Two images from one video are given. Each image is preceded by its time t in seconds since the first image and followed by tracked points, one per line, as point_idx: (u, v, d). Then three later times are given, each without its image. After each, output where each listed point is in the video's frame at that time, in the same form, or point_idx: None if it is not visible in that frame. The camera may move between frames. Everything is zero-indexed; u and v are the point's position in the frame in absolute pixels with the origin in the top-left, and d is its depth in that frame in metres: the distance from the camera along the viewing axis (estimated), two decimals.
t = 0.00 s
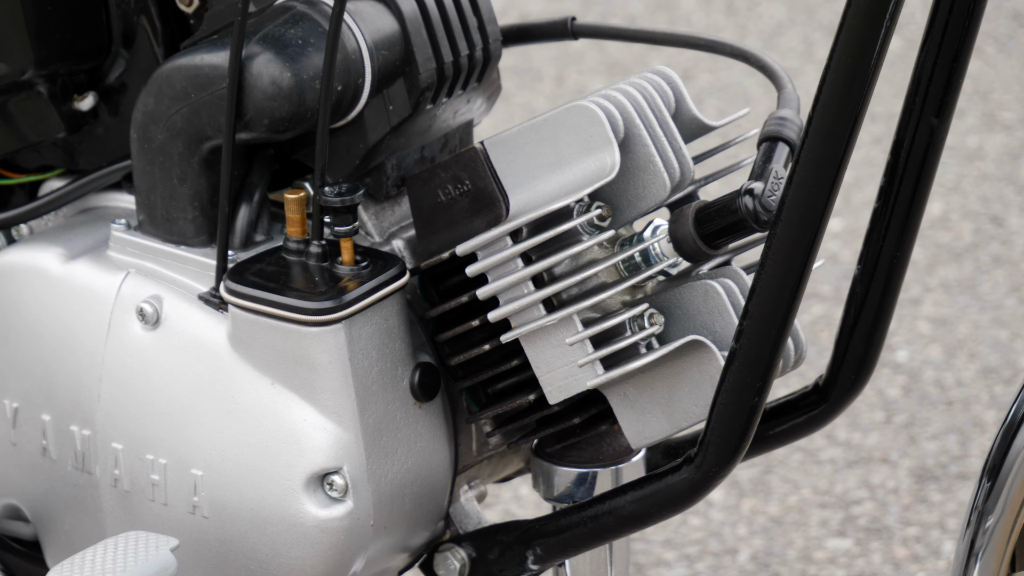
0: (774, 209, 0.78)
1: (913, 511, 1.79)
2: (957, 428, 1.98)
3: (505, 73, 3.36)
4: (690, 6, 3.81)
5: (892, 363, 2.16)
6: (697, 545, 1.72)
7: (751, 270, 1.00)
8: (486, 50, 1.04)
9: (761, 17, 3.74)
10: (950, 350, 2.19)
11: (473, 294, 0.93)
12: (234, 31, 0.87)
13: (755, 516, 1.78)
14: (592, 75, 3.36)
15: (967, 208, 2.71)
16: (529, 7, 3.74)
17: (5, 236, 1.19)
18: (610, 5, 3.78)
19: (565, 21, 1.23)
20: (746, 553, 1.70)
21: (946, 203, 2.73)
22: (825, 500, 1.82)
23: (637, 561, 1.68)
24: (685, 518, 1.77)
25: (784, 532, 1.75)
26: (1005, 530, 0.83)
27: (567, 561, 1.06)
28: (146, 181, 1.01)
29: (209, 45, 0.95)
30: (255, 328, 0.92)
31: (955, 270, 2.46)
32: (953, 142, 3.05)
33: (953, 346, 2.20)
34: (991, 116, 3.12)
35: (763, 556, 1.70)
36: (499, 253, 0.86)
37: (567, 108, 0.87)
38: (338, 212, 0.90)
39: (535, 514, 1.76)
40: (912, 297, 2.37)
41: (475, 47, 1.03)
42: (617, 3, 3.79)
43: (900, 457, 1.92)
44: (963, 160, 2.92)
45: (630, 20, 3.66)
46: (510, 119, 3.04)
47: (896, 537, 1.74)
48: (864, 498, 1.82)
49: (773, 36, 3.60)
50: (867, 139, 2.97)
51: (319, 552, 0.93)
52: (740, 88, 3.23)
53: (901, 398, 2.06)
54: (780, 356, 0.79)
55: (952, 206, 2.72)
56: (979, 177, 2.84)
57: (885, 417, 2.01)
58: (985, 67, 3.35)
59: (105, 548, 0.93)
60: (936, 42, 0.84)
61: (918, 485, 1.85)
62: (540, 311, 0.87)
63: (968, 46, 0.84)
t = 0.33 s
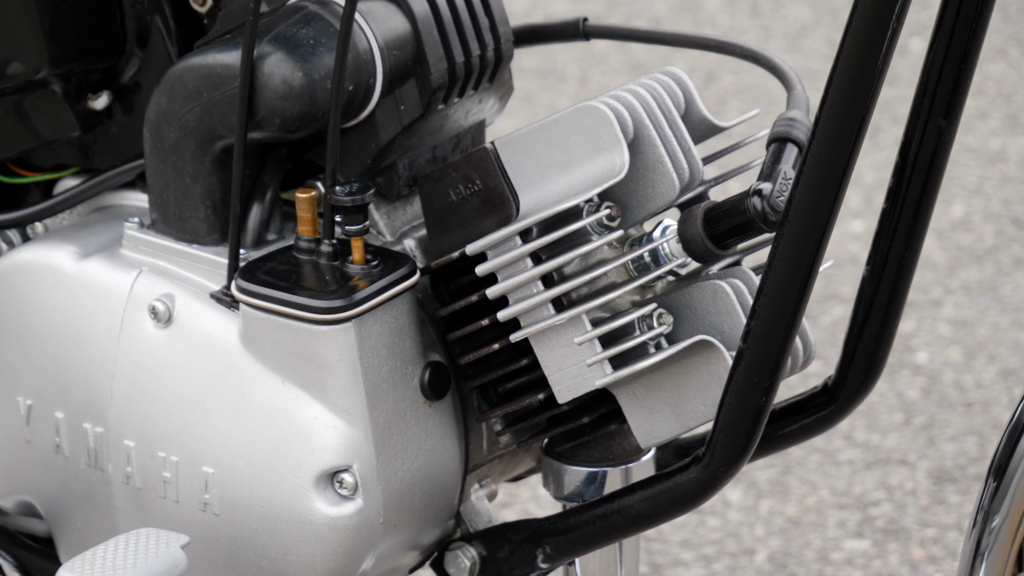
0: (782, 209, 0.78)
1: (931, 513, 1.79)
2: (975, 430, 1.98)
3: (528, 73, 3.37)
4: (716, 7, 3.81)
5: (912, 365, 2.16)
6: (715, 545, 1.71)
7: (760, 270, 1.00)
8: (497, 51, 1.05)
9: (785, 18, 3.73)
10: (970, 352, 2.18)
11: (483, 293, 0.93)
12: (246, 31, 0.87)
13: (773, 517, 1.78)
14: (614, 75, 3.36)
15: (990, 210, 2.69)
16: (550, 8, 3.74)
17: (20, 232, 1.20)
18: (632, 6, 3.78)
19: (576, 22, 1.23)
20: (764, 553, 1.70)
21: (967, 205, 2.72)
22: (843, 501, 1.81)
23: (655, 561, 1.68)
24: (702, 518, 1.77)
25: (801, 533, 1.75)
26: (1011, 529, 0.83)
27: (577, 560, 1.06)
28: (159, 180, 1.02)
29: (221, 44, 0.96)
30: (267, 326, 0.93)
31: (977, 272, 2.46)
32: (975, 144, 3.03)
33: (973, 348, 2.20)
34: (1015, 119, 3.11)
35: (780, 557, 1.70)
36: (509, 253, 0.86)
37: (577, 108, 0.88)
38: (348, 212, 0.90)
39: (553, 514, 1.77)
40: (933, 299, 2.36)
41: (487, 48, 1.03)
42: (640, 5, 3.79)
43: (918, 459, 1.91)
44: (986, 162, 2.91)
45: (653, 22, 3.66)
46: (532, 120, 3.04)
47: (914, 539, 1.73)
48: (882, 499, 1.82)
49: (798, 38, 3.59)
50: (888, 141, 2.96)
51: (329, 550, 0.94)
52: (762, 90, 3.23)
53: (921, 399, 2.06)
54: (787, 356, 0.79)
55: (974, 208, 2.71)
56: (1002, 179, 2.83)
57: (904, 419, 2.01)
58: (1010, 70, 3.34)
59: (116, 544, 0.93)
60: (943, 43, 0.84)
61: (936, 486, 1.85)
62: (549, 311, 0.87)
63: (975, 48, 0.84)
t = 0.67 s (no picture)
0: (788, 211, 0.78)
1: (951, 513, 1.78)
2: (998, 431, 1.97)
3: (555, 71, 3.36)
4: (746, 6, 3.80)
5: (936, 365, 2.15)
6: (735, 545, 1.71)
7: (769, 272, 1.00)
8: (509, 52, 1.05)
9: (815, 18, 3.72)
10: (994, 353, 2.17)
11: (492, 293, 0.93)
12: (257, 32, 0.88)
13: (793, 517, 1.78)
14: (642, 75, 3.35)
15: (1016, 211, 2.68)
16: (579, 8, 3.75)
17: (35, 231, 1.20)
18: (662, 6, 3.80)
19: (588, 24, 1.23)
20: (784, 553, 1.70)
21: (993, 205, 2.70)
22: (864, 502, 1.81)
23: (675, 560, 1.68)
24: (722, 518, 1.77)
25: (822, 533, 1.74)
26: (1017, 530, 0.82)
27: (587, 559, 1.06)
28: (171, 179, 1.02)
29: (233, 45, 0.96)
30: (276, 326, 0.93)
31: (1002, 273, 2.44)
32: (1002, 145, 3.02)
33: (997, 349, 2.19)
34: None
35: (800, 557, 1.69)
36: (518, 253, 0.86)
37: (586, 109, 0.88)
38: (358, 212, 0.91)
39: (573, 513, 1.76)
40: (958, 299, 2.35)
41: (498, 48, 1.03)
42: (668, 6, 3.79)
43: (940, 460, 1.91)
44: (1012, 163, 2.90)
45: (683, 22, 3.66)
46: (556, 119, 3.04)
47: (934, 539, 1.73)
48: (903, 500, 1.81)
49: (827, 38, 3.58)
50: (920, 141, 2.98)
51: (337, 548, 0.94)
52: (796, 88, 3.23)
53: (944, 400, 2.05)
54: (794, 358, 0.79)
55: (1000, 208, 2.70)
56: None
57: (926, 419, 2.01)
58: None
59: (126, 542, 0.94)
60: (950, 46, 0.84)
61: (958, 487, 1.84)
62: (557, 311, 0.87)
63: (982, 51, 0.84)
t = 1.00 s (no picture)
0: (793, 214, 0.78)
1: (974, 516, 1.77)
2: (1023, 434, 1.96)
3: (589, 71, 3.37)
4: (779, 7, 3.79)
5: (962, 367, 2.14)
6: (756, 546, 1.71)
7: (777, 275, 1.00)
8: (520, 54, 1.05)
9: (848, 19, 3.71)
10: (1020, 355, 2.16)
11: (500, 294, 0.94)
12: (267, 34, 0.88)
13: (815, 519, 1.77)
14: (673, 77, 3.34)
15: None
16: (613, 10, 3.75)
17: (50, 230, 1.21)
18: (698, 6, 3.79)
19: (600, 26, 1.23)
20: (805, 555, 1.70)
21: None
22: (886, 504, 1.81)
23: (695, 561, 1.68)
24: (743, 520, 1.77)
25: (843, 535, 1.74)
26: (1021, 532, 0.81)
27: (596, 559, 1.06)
28: (183, 179, 1.03)
29: (244, 46, 0.97)
30: (285, 326, 0.94)
31: None
32: None
33: None
34: None
35: (821, 559, 1.69)
36: (525, 255, 0.86)
37: (594, 112, 0.88)
38: (367, 213, 0.91)
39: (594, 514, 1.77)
40: (985, 301, 2.34)
41: (509, 51, 1.03)
42: (703, 5, 3.78)
43: (964, 462, 1.90)
44: None
45: (715, 23, 3.66)
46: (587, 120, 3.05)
47: (955, 542, 1.72)
48: (925, 502, 1.81)
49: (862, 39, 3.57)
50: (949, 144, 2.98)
51: (344, 548, 0.94)
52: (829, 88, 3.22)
53: (969, 402, 2.05)
54: (799, 361, 0.79)
55: None
56: None
57: (951, 421, 2.00)
58: None
59: (135, 541, 0.95)
60: (957, 50, 0.84)
61: (981, 489, 1.83)
62: (565, 313, 0.87)
63: (988, 54, 0.83)
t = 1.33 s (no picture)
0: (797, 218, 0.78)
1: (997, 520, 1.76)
2: None
3: (622, 72, 3.37)
4: (815, 9, 3.78)
5: (987, 371, 2.13)
6: (778, 549, 1.71)
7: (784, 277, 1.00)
8: (530, 57, 1.05)
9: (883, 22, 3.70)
10: None
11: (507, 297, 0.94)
12: (276, 36, 0.89)
13: (837, 521, 1.77)
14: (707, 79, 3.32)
15: None
16: (648, 11, 3.74)
17: (65, 230, 1.21)
18: (734, 7, 3.77)
19: (610, 29, 1.23)
20: (826, 558, 1.69)
21: None
22: (908, 507, 1.80)
23: (717, 563, 1.67)
24: (765, 522, 1.77)
25: (865, 538, 1.74)
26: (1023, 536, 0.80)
27: (604, 560, 1.07)
28: (193, 180, 1.04)
29: (254, 48, 0.97)
30: (292, 327, 0.94)
31: None
32: None
33: None
34: None
35: (842, 562, 1.69)
36: (531, 258, 0.86)
37: (601, 116, 0.88)
38: (375, 215, 0.91)
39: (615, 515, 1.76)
40: (1014, 305, 2.33)
41: (519, 54, 1.04)
42: (738, 5, 3.77)
43: (988, 466, 1.89)
44: None
45: (750, 25, 3.65)
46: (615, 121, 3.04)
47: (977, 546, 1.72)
48: (948, 506, 1.80)
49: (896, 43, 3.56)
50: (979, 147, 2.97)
51: (351, 548, 0.95)
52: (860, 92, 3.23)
53: (994, 406, 2.04)
54: (804, 364, 0.79)
55: None
56: None
57: (976, 425, 1.99)
58: None
59: (141, 540, 0.95)
60: (962, 55, 0.84)
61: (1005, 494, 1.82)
62: (571, 315, 0.88)
63: (993, 60, 0.83)
